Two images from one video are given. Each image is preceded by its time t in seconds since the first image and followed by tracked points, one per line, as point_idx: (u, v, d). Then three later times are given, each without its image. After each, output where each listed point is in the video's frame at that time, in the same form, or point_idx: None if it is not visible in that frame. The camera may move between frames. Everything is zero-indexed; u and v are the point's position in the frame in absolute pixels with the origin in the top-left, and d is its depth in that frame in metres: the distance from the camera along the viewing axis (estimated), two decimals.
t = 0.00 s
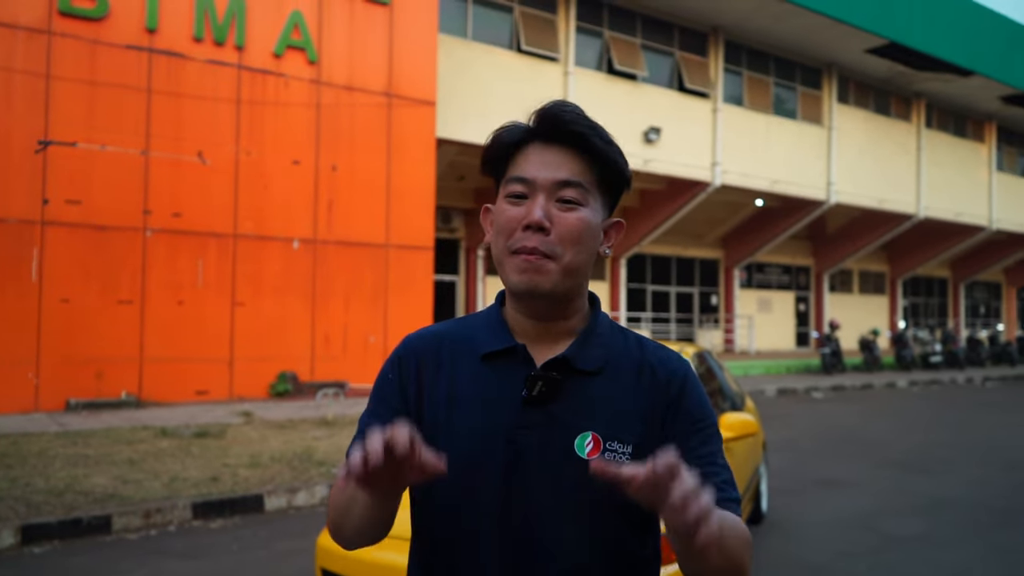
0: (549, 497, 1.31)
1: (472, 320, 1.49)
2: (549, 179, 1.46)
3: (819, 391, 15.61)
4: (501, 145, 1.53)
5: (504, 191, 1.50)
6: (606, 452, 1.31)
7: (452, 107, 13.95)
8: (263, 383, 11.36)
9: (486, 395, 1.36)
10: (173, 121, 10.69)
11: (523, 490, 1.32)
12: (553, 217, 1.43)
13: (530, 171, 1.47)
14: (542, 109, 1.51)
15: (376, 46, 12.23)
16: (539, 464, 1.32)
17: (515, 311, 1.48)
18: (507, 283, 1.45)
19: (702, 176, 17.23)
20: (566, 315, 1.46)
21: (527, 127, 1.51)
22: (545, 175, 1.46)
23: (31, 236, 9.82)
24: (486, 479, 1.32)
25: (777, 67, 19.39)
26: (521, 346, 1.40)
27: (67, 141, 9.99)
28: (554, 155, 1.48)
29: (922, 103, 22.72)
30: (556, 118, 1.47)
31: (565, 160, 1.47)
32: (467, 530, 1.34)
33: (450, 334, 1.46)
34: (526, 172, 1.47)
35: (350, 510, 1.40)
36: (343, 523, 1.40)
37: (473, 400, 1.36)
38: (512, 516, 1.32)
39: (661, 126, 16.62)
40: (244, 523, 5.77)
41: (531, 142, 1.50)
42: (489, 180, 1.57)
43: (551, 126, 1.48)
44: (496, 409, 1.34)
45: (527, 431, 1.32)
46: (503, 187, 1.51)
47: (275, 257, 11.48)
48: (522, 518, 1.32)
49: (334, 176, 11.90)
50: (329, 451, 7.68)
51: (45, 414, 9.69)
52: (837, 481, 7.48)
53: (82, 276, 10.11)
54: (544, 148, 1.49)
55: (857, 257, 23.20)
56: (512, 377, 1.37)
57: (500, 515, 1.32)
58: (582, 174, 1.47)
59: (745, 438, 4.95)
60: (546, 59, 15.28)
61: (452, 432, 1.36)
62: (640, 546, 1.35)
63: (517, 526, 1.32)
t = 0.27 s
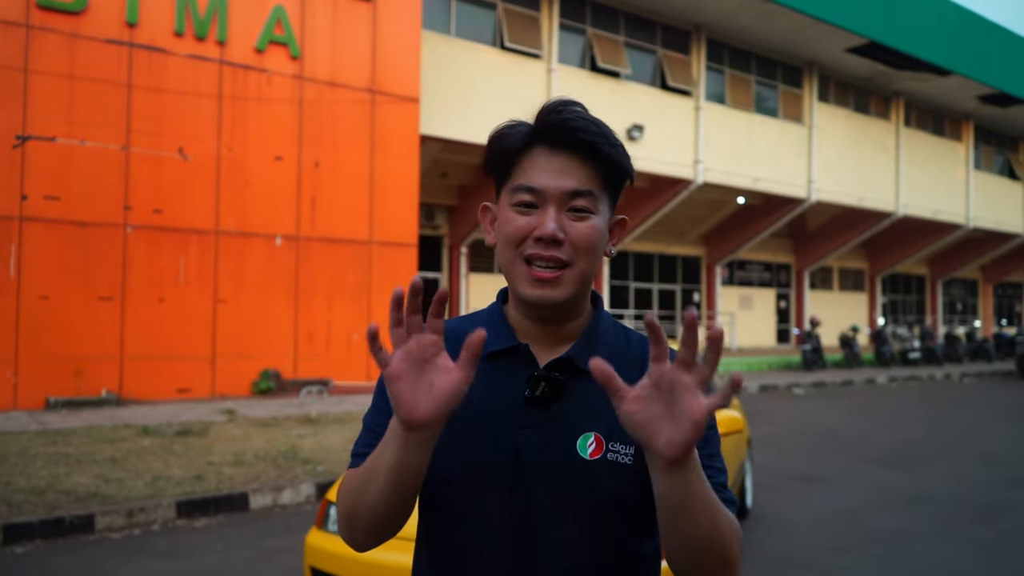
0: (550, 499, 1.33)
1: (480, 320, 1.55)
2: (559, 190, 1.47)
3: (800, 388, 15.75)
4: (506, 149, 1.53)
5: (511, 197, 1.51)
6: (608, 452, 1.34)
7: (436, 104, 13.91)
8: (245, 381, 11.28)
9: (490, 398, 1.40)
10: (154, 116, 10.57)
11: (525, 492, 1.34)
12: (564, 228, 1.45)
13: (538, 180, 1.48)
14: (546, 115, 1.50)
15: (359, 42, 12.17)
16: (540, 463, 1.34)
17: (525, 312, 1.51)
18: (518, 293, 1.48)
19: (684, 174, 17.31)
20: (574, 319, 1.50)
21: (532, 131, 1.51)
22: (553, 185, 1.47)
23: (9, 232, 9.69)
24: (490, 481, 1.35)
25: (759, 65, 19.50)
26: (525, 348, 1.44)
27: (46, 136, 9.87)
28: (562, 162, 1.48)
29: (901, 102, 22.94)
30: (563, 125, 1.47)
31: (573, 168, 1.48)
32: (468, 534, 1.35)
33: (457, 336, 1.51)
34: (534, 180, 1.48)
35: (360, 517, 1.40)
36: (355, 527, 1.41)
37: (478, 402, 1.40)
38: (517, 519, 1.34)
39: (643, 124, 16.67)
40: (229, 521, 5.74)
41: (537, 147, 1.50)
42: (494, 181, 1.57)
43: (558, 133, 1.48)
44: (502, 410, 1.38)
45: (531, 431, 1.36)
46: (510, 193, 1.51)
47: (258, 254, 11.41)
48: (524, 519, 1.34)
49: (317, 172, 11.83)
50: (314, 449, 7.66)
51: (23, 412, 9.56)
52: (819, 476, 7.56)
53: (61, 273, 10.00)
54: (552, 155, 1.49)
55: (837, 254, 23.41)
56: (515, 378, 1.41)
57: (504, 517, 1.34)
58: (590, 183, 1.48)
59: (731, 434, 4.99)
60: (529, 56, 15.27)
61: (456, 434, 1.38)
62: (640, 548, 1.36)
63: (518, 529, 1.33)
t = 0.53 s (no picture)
0: (562, 503, 1.33)
1: (488, 319, 1.52)
2: (570, 192, 1.47)
3: (786, 386, 15.85)
4: (518, 148, 1.53)
5: (524, 198, 1.51)
6: (621, 457, 1.32)
7: (423, 103, 13.89)
8: (233, 380, 11.22)
9: (501, 401, 1.37)
10: (140, 114, 10.50)
11: (537, 494, 1.34)
12: (574, 232, 1.46)
13: (549, 182, 1.48)
14: (560, 114, 1.50)
15: (346, 41, 12.13)
16: (551, 466, 1.33)
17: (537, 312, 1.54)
18: (528, 295, 1.49)
19: (671, 174, 17.36)
20: (586, 321, 1.50)
21: (545, 132, 1.51)
22: (565, 187, 1.48)
23: None
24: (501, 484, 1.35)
25: (745, 65, 19.60)
26: (537, 350, 1.41)
27: (30, 134, 9.78)
28: (574, 165, 1.49)
29: (885, 103, 23.14)
30: (577, 128, 1.47)
31: (584, 170, 1.49)
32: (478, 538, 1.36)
33: (464, 336, 1.47)
34: (545, 183, 1.49)
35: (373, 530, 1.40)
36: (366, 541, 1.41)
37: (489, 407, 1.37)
38: (529, 522, 1.34)
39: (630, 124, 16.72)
40: (218, 522, 5.71)
41: (550, 147, 1.51)
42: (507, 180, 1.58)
43: (572, 134, 1.48)
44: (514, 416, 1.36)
45: (544, 437, 1.34)
46: (523, 194, 1.52)
47: (245, 253, 11.35)
48: (538, 524, 1.33)
49: (304, 171, 11.79)
50: (302, 449, 7.63)
51: (7, 413, 9.48)
52: (806, 475, 7.61)
53: (46, 271, 9.91)
54: (564, 156, 1.49)
55: (821, 254, 23.58)
56: (525, 382, 1.39)
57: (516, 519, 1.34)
58: (602, 184, 1.49)
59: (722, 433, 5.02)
60: (517, 55, 15.28)
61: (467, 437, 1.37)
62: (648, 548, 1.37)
63: (528, 529, 1.34)
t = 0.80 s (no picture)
0: (577, 503, 1.34)
1: (503, 320, 1.56)
2: (567, 174, 1.49)
3: (772, 386, 15.95)
4: (523, 139, 1.58)
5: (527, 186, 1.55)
6: (635, 458, 1.34)
7: (411, 102, 13.87)
8: (219, 380, 11.15)
9: (515, 401, 1.41)
10: (125, 112, 10.42)
11: (551, 494, 1.36)
12: (568, 212, 1.47)
13: (549, 167, 1.52)
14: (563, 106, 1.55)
15: (333, 39, 12.09)
16: (565, 464, 1.36)
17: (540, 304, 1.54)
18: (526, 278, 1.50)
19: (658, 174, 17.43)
20: (587, 306, 1.50)
21: (551, 124, 1.56)
22: (564, 171, 1.50)
23: None
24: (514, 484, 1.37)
25: (730, 66, 19.71)
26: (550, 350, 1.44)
27: (13, 132, 9.68)
28: (573, 151, 1.52)
29: (868, 104, 23.32)
30: (577, 114, 1.51)
31: (584, 155, 1.51)
32: (490, 540, 1.38)
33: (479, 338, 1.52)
34: (545, 168, 1.52)
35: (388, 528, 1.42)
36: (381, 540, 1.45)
37: (502, 407, 1.41)
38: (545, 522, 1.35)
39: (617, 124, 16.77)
40: (207, 523, 5.68)
41: (555, 139, 1.55)
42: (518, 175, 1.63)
43: (573, 123, 1.52)
44: (528, 416, 1.39)
45: (557, 437, 1.37)
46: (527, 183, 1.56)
47: (231, 252, 11.28)
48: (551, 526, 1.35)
49: (291, 170, 11.74)
50: (291, 449, 7.60)
51: None
52: (793, 473, 7.67)
53: (29, 270, 9.82)
54: (566, 144, 1.53)
55: (805, 254, 23.75)
56: (539, 382, 1.42)
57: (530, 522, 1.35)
58: (600, 169, 1.50)
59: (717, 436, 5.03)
60: (504, 55, 15.28)
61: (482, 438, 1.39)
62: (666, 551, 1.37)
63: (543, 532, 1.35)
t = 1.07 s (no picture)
0: (590, 501, 1.35)
1: (512, 319, 1.54)
2: (551, 188, 1.46)
3: (755, 385, 16.05)
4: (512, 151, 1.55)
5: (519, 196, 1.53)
6: (647, 454, 1.35)
7: (396, 101, 13.83)
8: (202, 379, 11.07)
9: (526, 398, 1.41)
10: (108, 109, 10.34)
11: (564, 491, 1.35)
12: (554, 228, 1.45)
13: (533, 180, 1.49)
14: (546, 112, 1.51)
15: (318, 38, 12.04)
16: (575, 462, 1.36)
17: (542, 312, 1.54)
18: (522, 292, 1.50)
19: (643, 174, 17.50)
20: (585, 315, 1.49)
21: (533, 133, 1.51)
22: (548, 185, 1.46)
23: None
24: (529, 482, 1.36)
25: (714, 67, 19.82)
26: (560, 348, 1.44)
27: None
28: (558, 161, 1.47)
29: (850, 106, 23.53)
30: (555, 126, 1.46)
31: (569, 164, 1.47)
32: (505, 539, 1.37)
33: (488, 333, 1.51)
34: (531, 181, 1.49)
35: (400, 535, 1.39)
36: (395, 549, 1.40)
37: (513, 404, 1.41)
38: (561, 522, 1.35)
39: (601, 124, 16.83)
40: (192, 523, 5.64)
41: (538, 147, 1.51)
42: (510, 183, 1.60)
43: (553, 133, 1.47)
44: (539, 413, 1.39)
45: (568, 434, 1.37)
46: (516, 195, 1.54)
47: (215, 251, 11.21)
48: (563, 522, 1.35)
49: (275, 168, 11.67)
50: (276, 449, 7.56)
51: None
52: (778, 472, 7.73)
53: (10, 269, 9.72)
54: (549, 154, 1.49)
55: (788, 254, 23.93)
56: (550, 380, 1.42)
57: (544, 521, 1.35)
58: (585, 178, 1.46)
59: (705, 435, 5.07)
60: (489, 54, 15.28)
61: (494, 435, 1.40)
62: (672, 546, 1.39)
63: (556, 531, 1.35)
